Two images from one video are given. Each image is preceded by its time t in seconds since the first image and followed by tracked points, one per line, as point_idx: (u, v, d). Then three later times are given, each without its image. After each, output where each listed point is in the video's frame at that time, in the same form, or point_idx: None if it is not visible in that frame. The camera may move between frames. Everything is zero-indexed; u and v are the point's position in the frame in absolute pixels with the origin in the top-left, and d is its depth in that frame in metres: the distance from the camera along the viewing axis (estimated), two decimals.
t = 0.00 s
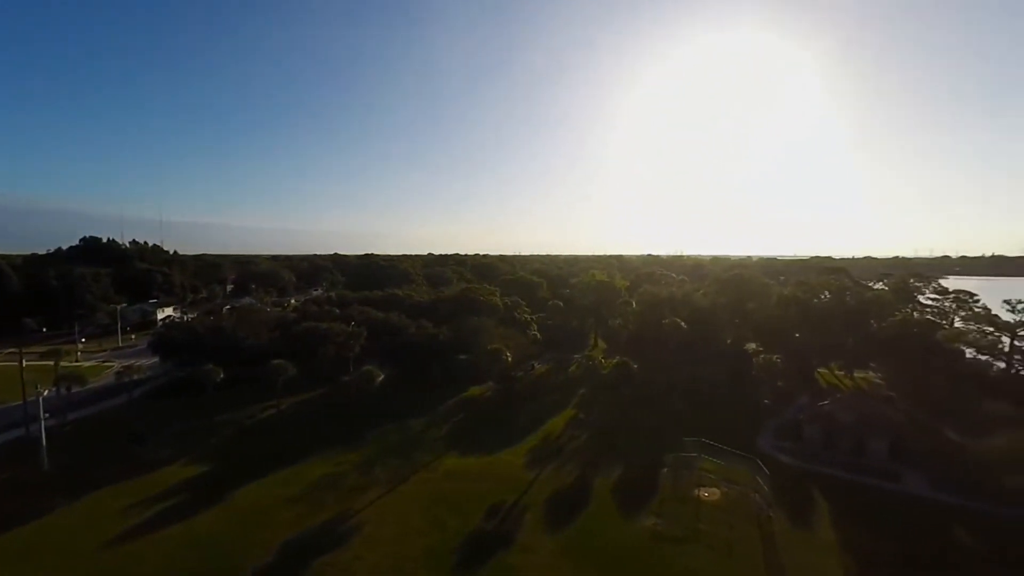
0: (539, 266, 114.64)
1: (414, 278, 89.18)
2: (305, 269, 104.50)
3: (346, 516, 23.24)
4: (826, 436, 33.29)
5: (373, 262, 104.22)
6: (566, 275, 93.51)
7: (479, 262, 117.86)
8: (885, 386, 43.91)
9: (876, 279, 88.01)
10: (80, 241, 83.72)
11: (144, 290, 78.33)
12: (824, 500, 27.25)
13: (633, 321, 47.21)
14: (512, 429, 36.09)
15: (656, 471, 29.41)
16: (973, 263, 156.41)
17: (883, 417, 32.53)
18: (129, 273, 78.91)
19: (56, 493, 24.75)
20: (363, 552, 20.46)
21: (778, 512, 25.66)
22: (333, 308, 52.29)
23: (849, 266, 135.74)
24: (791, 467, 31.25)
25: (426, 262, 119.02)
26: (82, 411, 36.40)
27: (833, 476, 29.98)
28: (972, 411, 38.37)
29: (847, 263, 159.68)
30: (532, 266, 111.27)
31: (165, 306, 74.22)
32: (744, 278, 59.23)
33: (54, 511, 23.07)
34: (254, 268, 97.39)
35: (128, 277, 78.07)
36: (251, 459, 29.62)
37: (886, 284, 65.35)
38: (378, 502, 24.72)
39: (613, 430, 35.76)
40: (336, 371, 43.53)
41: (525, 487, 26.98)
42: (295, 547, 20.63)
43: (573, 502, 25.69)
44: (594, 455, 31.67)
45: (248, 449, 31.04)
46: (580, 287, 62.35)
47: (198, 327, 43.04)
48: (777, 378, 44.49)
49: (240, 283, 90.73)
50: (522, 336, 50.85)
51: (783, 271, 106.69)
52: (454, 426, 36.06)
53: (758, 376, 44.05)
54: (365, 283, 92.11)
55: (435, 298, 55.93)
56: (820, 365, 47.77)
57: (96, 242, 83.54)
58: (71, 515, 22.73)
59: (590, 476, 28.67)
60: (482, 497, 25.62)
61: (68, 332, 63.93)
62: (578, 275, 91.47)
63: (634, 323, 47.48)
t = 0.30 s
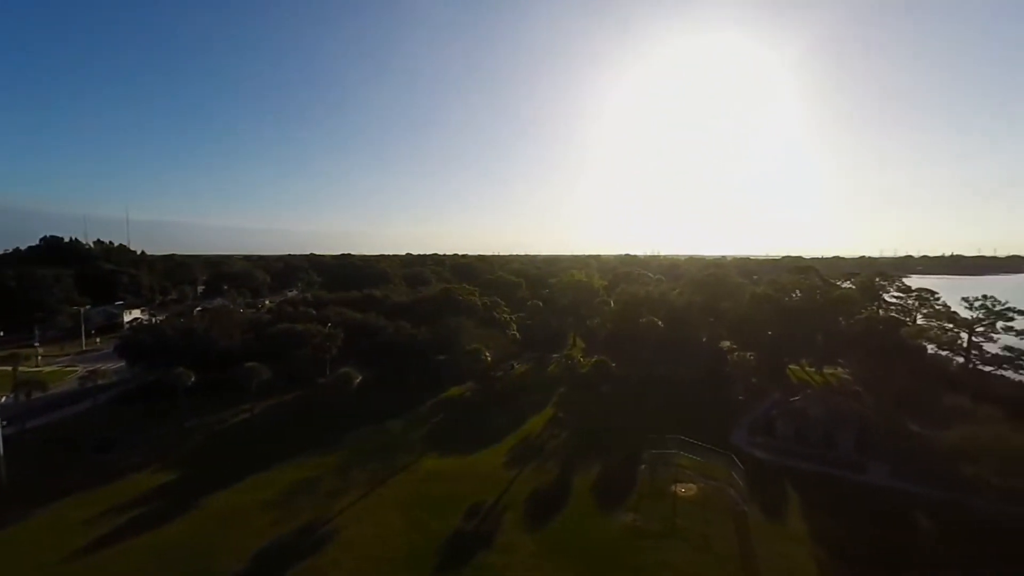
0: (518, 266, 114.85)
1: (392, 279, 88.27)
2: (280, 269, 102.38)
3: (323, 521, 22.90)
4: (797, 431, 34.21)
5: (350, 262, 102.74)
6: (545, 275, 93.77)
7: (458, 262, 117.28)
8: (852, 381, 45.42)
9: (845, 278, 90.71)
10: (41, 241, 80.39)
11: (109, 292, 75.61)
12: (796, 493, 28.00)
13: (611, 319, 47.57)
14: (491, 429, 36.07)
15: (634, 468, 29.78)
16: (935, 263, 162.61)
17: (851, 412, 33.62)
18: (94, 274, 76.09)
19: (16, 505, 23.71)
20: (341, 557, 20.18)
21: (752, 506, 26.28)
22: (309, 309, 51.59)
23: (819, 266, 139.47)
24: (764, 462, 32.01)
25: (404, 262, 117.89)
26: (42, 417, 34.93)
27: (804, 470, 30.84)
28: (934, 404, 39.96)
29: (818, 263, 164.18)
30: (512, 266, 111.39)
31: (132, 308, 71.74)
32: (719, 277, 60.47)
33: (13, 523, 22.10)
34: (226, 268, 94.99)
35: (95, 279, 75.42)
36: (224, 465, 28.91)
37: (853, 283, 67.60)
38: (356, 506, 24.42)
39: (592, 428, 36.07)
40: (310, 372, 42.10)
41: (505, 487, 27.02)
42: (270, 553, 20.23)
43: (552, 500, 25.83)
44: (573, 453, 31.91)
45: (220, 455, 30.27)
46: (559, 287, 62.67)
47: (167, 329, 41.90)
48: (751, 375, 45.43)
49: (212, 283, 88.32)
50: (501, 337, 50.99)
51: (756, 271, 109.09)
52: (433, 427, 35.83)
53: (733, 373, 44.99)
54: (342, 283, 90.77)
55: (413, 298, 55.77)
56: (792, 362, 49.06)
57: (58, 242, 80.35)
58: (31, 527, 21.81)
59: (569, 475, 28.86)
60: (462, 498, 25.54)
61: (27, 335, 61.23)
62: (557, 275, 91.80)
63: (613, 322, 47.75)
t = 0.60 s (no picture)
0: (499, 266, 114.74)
1: (371, 279, 87.24)
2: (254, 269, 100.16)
3: (301, 526, 22.50)
4: (771, 426, 35.06)
5: (327, 262, 101.13)
6: (525, 275, 93.83)
7: (438, 262, 116.53)
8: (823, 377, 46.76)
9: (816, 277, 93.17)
10: None
11: (74, 294, 72.85)
12: (770, 487, 28.68)
13: (591, 318, 47.91)
14: (471, 429, 35.97)
15: (614, 466, 30.08)
16: (901, 262, 168.28)
17: (822, 407, 34.59)
18: (57, 275, 73.21)
19: None
20: (319, 561, 19.85)
21: (729, 500, 26.84)
22: (285, 309, 50.77)
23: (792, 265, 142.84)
24: (740, 457, 32.70)
25: (382, 262, 116.56)
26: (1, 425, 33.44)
27: (778, 465, 31.63)
28: (900, 398, 41.43)
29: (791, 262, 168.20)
30: (492, 266, 111.22)
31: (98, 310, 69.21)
32: (695, 276, 61.62)
33: None
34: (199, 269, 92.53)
35: (59, 279, 72.59)
36: (196, 471, 28.16)
37: (824, 282, 69.63)
38: (335, 510, 24.07)
39: (572, 427, 36.29)
40: (287, 375, 41.51)
41: (485, 487, 26.98)
42: (245, 560, 19.78)
43: (533, 500, 25.90)
44: (553, 452, 32.07)
45: (192, 460, 29.46)
46: (539, 287, 62.89)
47: (136, 332, 40.65)
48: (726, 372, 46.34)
49: (183, 284, 85.81)
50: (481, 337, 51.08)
51: (732, 270, 111.15)
52: (413, 429, 35.54)
53: (710, 371, 45.83)
54: (319, 283, 89.30)
55: (392, 299, 55.29)
56: (766, 359, 50.23)
57: (19, 242, 77.09)
58: None
59: (550, 474, 29.00)
60: (442, 499, 25.42)
61: None
62: (537, 275, 91.96)
63: (592, 322, 48.17)
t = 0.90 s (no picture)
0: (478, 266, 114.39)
1: (348, 279, 86.12)
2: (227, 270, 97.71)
3: (277, 531, 22.07)
4: (746, 422, 35.87)
5: (303, 262, 99.37)
6: (504, 275, 93.84)
7: (416, 262, 115.61)
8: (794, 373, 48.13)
9: (787, 276, 95.63)
10: None
11: (34, 296, 69.86)
12: (745, 481, 29.37)
13: (570, 318, 48.28)
14: (451, 430, 35.83)
15: (593, 464, 30.37)
16: (868, 262, 173.96)
17: (794, 402, 35.54)
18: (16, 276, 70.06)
19: None
20: (295, 566, 19.52)
21: (705, 495, 27.37)
22: (258, 310, 49.80)
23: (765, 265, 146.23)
24: (715, 452, 33.38)
25: (359, 262, 115.04)
26: None
27: (751, 459, 32.40)
28: (867, 392, 42.88)
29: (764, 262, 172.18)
30: (471, 266, 110.90)
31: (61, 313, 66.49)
32: (671, 276, 62.71)
33: None
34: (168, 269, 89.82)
35: (20, 282, 69.19)
36: (167, 477, 27.34)
37: (796, 281, 71.45)
38: (312, 513, 23.70)
39: (552, 426, 36.47)
40: (262, 378, 40.94)
41: (465, 487, 26.89)
42: (219, 567, 19.32)
43: (513, 499, 25.96)
44: (532, 451, 32.22)
45: (162, 466, 28.61)
46: (518, 286, 63.05)
47: (101, 334, 39.31)
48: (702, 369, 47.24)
49: (152, 286, 82.82)
50: (461, 337, 51.26)
51: (707, 270, 113.18)
52: (392, 430, 35.23)
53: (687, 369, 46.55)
54: (295, 284, 87.67)
55: (370, 299, 54.72)
56: (741, 356, 51.29)
57: None
58: None
59: (530, 473, 29.10)
60: (422, 500, 25.28)
61: None
62: (516, 275, 92.16)
63: (571, 321, 48.52)
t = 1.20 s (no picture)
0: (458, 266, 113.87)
1: (326, 279, 84.82)
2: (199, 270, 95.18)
3: (252, 537, 21.60)
4: (722, 418, 36.60)
5: (278, 262, 97.44)
6: (484, 275, 93.59)
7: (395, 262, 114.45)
8: (768, 368, 49.46)
9: (762, 275, 97.78)
10: None
11: None
12: (721, 477, 29.96)
13: (551, 318, 48.54)
14: (430, 431, 35.61)
15: (573, 462, 30.55)
16: (838, 262, 179.14)
17: (768, 398, 36.39)
18: None
19: None
20: (271, 572, 19.14)
21: (683, 491, 27.80)
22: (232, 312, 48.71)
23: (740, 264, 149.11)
24: (692, 449, 33.96)
25: (337, 262, 113.36)
26: None
27: (727, 455, 33.09)
28: (837, 388, 44.26)
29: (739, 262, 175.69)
30: (451, 266, 110.30)
31: (21, 315, 63.81)
32: (649, 275, 63.56)
33: None
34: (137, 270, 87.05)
35: None
36: (136, 483, 26.48)
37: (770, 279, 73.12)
38: (289, 518, 23.27)
39: (532, 425, 36.55)
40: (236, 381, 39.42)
41: (445, 489, 26.73)
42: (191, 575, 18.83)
43: (493, 498, 25.94)
44: (513, 450, 32.25)
45: (131, 473, 27.70)
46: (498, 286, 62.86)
47: (66, 337, 38.05)
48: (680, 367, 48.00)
49: (119, 287, 79.77)
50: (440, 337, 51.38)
51: (684, 270, 114.94)
52: (371, 432, 34.81)
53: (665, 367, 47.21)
54: (270, 284, 85.90)
55: (348, 300, 54.06)
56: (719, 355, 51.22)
57: None
58: None
59: (510, 472, 29.12)
60: (402, 501, 25.06)
61: None
62: (496, 275, 92.05)
63: (551, 321, 48.69)
